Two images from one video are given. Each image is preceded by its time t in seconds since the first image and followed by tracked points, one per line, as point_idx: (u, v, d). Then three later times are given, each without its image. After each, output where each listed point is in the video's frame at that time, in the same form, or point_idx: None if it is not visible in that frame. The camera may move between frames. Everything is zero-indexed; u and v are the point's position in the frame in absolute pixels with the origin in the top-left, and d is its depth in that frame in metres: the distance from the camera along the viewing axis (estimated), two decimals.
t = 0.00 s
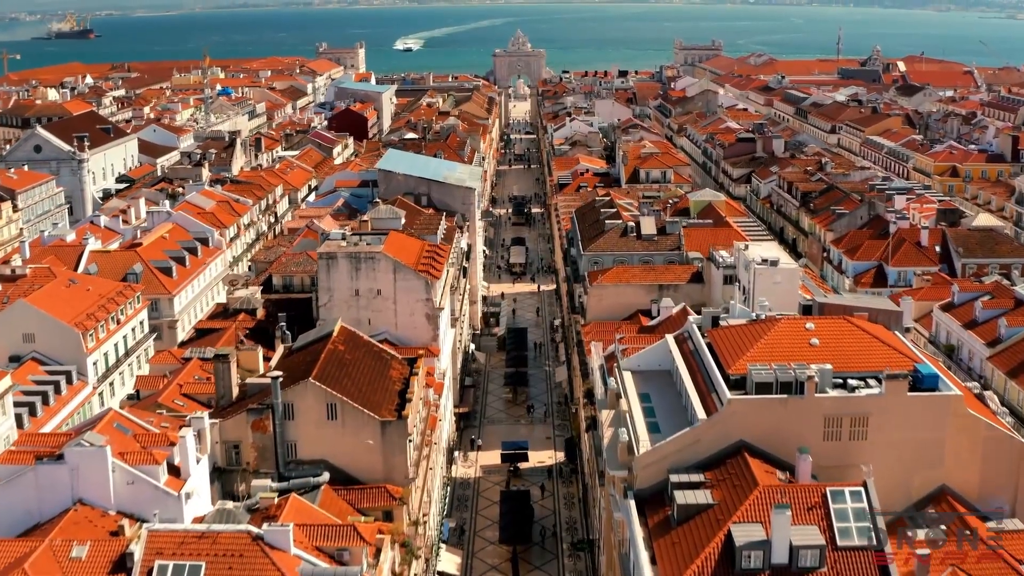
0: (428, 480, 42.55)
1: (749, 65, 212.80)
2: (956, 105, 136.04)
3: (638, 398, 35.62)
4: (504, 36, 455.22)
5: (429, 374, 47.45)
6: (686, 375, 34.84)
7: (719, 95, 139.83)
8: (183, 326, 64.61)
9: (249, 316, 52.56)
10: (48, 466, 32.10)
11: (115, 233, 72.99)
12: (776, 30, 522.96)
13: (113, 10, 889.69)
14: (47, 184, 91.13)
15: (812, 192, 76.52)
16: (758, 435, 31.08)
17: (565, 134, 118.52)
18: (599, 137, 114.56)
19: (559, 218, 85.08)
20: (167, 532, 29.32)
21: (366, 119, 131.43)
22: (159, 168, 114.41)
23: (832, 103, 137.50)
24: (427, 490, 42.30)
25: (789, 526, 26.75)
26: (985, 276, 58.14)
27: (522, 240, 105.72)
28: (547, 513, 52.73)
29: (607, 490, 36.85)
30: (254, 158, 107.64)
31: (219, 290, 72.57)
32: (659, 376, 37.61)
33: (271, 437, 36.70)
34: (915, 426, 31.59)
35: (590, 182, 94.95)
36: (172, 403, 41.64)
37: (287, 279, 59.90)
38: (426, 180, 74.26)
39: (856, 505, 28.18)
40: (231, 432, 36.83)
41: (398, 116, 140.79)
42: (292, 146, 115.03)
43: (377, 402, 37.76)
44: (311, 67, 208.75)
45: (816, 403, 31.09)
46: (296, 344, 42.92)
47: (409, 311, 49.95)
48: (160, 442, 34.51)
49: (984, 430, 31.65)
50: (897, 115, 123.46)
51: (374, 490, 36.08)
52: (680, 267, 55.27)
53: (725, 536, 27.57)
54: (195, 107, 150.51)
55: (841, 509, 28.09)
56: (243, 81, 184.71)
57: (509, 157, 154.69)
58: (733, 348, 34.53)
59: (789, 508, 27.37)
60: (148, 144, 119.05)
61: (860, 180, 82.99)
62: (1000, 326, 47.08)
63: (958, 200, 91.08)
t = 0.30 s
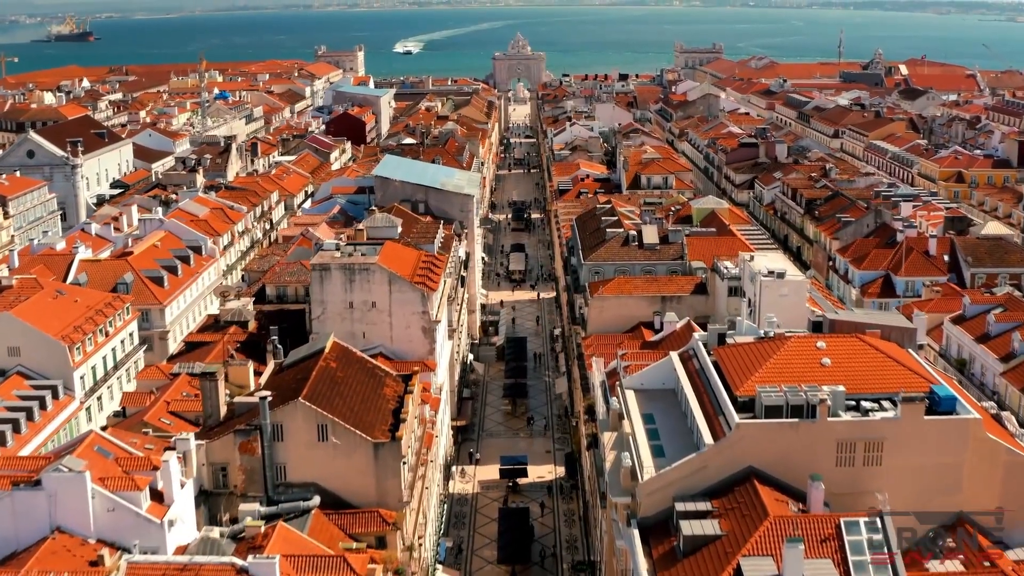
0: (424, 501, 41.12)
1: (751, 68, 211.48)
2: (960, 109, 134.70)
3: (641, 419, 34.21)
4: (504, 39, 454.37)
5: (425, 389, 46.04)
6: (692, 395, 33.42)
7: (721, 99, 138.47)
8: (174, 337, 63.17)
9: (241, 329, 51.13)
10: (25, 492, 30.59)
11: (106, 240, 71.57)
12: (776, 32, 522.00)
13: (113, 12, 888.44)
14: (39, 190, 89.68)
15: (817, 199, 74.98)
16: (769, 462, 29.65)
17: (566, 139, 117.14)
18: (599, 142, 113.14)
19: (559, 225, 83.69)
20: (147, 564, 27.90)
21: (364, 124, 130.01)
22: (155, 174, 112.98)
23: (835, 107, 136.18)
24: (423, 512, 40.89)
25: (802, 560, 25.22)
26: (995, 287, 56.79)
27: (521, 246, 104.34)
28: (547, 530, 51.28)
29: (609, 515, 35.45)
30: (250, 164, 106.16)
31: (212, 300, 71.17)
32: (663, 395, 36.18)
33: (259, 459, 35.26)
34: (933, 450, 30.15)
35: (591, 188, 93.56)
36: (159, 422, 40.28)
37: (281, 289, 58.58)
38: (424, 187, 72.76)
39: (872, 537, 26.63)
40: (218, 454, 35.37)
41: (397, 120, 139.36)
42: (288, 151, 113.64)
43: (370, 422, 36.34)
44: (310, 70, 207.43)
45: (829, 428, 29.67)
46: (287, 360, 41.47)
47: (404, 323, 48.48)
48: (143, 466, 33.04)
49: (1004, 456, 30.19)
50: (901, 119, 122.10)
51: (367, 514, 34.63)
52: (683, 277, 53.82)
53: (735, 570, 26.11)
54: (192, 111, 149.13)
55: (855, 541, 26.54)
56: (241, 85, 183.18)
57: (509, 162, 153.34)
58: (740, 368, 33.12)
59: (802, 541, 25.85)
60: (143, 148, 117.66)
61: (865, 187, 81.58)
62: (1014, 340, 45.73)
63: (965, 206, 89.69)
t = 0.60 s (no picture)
0: (419, 524, 39.67)
1: (752, 72, 210.19)
2: (964, 114, 133.37)
3: (645, 443, 32.79)
4: (504, 42, 453.43)
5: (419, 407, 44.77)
6: (698, 418, 32.01)
7: (723, 103, 137.11)
8: (165, 349, 61.84)
9: (231, 344, 49.71)
10: None
11: (97, 249, 70.16)
12: (777, 36, 520.75)
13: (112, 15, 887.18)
14: (31, 197, 88.22)
15: (822, 207, 73.47)
16: (779, 491, 28.20)
17: (566, 145, 115.74)
18: (599, 147, 111.70)
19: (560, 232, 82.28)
20: None
21: (362, 129, 128.64)
22: (149, 180, 111.55)
23: (837, 111, 134.83)
24: (418, 536, 39.44)
25: None
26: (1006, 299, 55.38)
27: (521, 253, 102.96)
28: (547, 550, 49.85)
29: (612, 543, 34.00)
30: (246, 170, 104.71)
31: (204, 310, 69.76)
32: (667, 417, 34.75)
33: (246, 484, 33.81)
34: (952, 479, 28.65)
35: (591, 195, 92.16)
36: (144, 442, 39.10)
37: (274, 300, 57.24)
38: (421, 195, 71.33)
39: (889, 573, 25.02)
40: (204, 479, 34.00)
41: (395, 125, 137.95)
42: (284, 157, 112.22)
43: (362, 445, 34.90)
44: (309, 74, 206.15)
45: (842, 455, 28.21)
46: (278, 378, 40.04)
47: (400, 338, 47.08)
48: (124, 493, 31.58)
49: None
50: (905, 124, 120.73)
51: (358, 542, 33.19)
52: (686, 289, 52.37)
53: None
54: (188, 115, 147.70)
55: None
56: (238, 89, 181.74)
57: (509, 166, 151.94)
58: (749, 389, 31.69)
59: None
60: (138, 154, 116.30)
61: (870, 194, 80.15)
62: None
63: (971, 214, 88.33)
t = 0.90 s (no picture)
0: (413, 548, 38.22)
1: (752, 75, 208.96)
2: (968, 118, 132.03)
3: (649, 468, 31.35)
4: (504, 46, 452.16)
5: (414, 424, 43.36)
6: (704, 442, 30.57)
7: (725, 108, 135.72)
8: (155, 361, 60.36)
9: (221, 357, 48.26)
10: None
11: (87, 258, 68.68)
12: (777, 39, 519.73)
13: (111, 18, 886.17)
14: (22, 203, 86.71)
15: (827, 214, 72.05)
16: (790, 522, 26.76)
17: (566, 150, 114.32)
18: (600, 152, 110.28)
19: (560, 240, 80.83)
20: None
21: (360, 134, 127.26)
22: (144, 185, 110.13)
23: (840, 115, 133.48)
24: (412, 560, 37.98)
25: None
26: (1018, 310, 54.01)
27: (520, 260, 101.53)
28: (547, 569, 48.38)
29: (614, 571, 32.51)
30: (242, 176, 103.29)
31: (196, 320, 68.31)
32: (671, 439, 33.32)
33: (232, 510, 32.35)
34: (973, 507, 27.15)
35: (591, 201, 90.75)
36: (128, 464, 37.68)
37: (267, 311, 55.83)
38: (418, 203, 69.86)
39: None
40: (189, 504, 32.54)
41: (394, 129, 136.56)
42: (281, 162, 110.75)
43: (353, 468, 33.43)
44: (308, 77, 204.73)
45: (857, 484, 26.76)
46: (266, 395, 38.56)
47: (395, 352, 45.61)
48: (103, 521, 30.11)
49: None
50: (909, 129, 119.37)
51: (348, 570, 31.75)
52: (689, 301, 50.95)
53: None
54: (184, 120, 146.20)
55: None
56: (236, 93, 180.34)
57: (508, 171, 150.56)
58: (757, 413, 30.26)
59: None
60: (133, 159, 114.88)
61: (876, 201, 78.74)
62: None
63: (977, 221, 86.99)
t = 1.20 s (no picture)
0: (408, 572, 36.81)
1: (754, 78, 207.65)
2: (973, 122, 130.68)
3: (653, 494, 29.96)
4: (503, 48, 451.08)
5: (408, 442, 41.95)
6: (711, 467, 29.16)
7: (726, 112, 134.34)
8: (146, 373, 58.94)
9: (211, 371, 46.88)
10: None
11: (77, 267, 67.29)
12: (778, 41, 518.48)
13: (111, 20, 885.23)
14: (14, 210, 85.31)
15: (832, 221, 70.64)
16: (803, 556, 25.34)
17: (566, 154, 112.84)
18: (600, 157, 108.86)
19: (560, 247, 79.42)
20: None
21: (358, 138, 125.87)
22: (139, 191, 108.76)
23: (843, 120, 132.10)
24: None
25: None
26: None
27: (520, 266, 100.11)
28: None
29: None
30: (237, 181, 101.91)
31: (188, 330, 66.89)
32: (677, 463, 31.91)
33: (217, 538, 30.94)
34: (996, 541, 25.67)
35: (592, 207, 89.35)
36: (110, 485, 36.30)
37: (260, 322, 54.50)
38: (415, 210, 68.41)
39: None
40: (171, 531, 31.11)
41: (392, 133, 135.22)
42: (277, 167, 109.25)
43: (343, 493, 32.00)
44: (306, 80, 203.33)
45: (874, 516, 25.32)
46: (255, 414, 37.13)
47: (389, 367, 44.23)
48: (80, 552, 28.69)
49: None
50: (913, 133, 117.91)
51: None
52: (693, 313, 49.55)
53: None
54: (181, 124, 144.81)
55: None
56: (234, 96, 179.02)
57: (508, 175, 149.20)
58: (768, 438, 28.83)
59: None
60: (128, 163, 113.49)
61: (881, 208, 77.34)
62: None
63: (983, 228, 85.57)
